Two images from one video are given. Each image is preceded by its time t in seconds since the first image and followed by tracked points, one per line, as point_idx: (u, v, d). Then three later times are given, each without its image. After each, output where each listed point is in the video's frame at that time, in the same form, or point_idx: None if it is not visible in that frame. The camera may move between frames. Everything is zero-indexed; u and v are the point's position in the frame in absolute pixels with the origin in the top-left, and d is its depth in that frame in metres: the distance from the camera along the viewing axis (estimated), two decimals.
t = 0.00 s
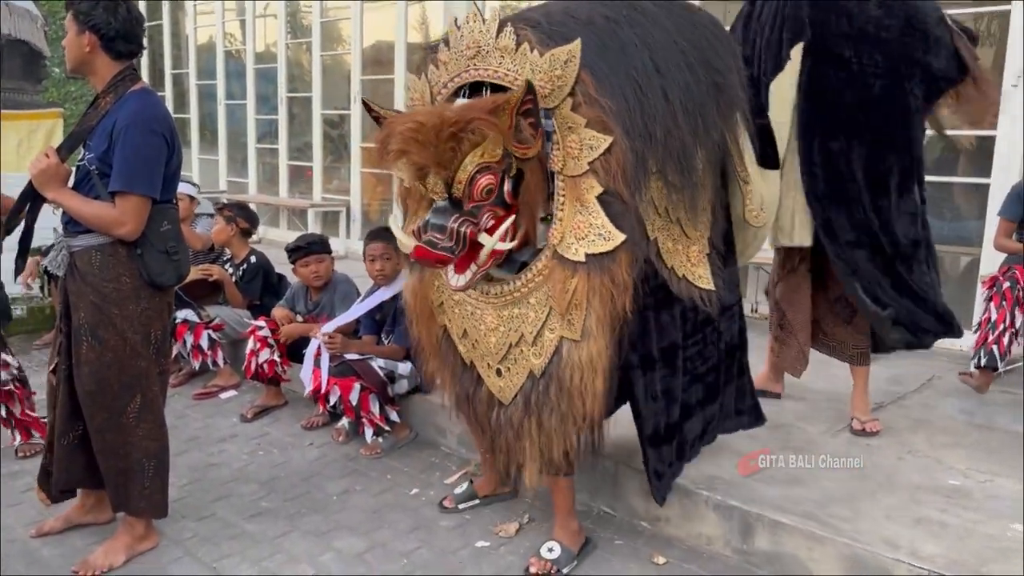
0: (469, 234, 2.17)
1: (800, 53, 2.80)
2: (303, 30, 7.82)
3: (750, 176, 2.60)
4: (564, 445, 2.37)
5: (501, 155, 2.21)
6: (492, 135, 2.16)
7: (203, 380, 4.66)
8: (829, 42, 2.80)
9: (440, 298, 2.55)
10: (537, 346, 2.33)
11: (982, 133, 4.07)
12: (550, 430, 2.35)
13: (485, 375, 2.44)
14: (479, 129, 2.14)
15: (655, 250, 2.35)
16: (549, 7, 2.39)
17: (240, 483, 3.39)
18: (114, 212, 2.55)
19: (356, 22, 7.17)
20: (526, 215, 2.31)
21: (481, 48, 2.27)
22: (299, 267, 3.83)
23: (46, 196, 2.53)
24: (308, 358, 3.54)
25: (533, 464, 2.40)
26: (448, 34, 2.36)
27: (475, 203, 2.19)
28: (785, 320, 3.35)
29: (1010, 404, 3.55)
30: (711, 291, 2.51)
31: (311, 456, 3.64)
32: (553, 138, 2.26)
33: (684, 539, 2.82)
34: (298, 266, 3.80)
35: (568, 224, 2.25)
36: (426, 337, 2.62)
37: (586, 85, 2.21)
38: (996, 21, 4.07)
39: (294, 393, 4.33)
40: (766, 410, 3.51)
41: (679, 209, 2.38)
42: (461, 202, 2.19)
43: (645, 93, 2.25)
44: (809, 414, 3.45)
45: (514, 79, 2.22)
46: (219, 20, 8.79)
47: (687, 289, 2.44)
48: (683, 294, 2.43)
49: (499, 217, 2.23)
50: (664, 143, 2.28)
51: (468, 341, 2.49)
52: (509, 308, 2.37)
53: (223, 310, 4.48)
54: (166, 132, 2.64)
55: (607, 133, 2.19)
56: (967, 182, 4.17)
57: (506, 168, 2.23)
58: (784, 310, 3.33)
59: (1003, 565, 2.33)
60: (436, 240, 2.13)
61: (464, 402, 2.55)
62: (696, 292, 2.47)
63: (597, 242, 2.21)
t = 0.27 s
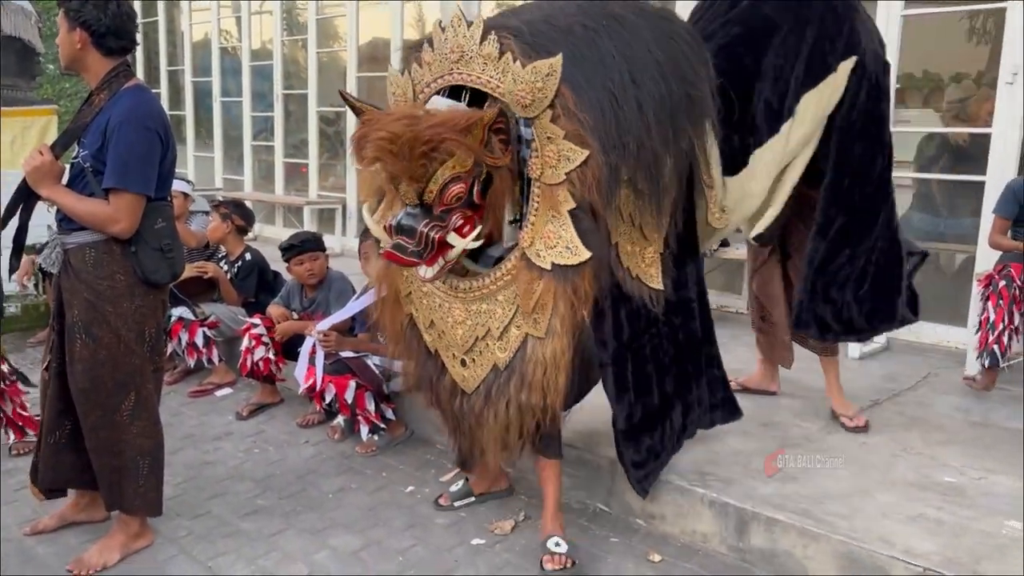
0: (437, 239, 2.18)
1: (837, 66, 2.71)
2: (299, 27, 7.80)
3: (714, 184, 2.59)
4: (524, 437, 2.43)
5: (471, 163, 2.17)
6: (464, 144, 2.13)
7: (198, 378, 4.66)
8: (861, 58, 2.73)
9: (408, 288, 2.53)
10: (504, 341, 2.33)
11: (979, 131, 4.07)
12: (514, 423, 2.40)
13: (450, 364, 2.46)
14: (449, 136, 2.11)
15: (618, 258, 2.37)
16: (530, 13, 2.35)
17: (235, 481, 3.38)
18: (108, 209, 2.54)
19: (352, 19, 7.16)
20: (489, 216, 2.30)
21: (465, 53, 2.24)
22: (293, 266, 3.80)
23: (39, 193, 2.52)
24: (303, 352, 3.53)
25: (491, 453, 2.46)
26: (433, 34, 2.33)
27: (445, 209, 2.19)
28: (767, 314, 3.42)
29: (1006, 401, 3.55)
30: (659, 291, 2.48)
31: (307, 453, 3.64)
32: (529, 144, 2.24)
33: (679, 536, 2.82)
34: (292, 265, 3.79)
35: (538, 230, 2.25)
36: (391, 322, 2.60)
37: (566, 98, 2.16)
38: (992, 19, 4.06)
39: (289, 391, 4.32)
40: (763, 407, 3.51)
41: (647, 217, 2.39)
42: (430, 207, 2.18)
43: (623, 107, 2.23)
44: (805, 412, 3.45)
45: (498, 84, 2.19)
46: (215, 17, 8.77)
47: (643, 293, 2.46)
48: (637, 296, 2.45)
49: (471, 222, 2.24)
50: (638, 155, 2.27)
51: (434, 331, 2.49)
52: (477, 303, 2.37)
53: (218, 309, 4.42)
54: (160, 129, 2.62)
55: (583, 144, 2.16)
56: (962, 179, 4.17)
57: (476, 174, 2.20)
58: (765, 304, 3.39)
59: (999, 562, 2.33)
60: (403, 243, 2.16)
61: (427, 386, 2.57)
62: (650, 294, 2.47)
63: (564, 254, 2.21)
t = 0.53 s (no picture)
0: (403, 234, 2.20)
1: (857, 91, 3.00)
2: (295, 24, 7.79)
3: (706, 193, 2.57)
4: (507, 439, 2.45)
5: (437, 158, 2.19)
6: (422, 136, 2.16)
7: (194, 376, 4.65)
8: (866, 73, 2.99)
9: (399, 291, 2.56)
10: (488, 345, 2.35)
11: (974, 130, 4.08)
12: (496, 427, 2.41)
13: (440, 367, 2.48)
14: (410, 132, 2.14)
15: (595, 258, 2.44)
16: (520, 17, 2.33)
17: (232, 480, 3.38)
18: (103, 207, 2.53)
19: (349, 17, 7.15)
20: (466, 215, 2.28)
21: (445, 62, 2.22)
22: (288, 266, 3.80)
23: (35, 191, 2.52)
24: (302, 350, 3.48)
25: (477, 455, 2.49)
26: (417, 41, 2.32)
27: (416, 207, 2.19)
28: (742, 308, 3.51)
29: (1002, 400, 3.55)
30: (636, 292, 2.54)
31: (303, 452, 3.63)
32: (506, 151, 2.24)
33: (675, 535, 2.82)
34: (287, 265, 3.78)
35: (515, 237, 2.25)
36: (385, 325, 2.63)
37: (536, 107, 2.16)
38: (988, 18, 4.07)
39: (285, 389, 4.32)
40: (759, 406, 3.51)
41: (628, 221, 2.40)
42: (399, 206, 2.20)
43: (598, 111, 2.22)
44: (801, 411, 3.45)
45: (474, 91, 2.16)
46: (212, 15, 8.75)
47: (614, 293, 2.53)
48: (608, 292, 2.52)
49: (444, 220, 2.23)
50: (614, 159, 2.27)
51: (424, 333, 2.52)
52: (462, 307, 2.39)
53: (216, 309, 4.48)
54: (155, 127, 2.62)
55: (555, 153, 2.16)
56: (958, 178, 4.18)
57: (444, 172, 2.20)
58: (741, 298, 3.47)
59: (995, 561, 2.34)
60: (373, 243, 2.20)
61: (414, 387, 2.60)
62: (625, 293, 2.54)
63: (539, 261, 2.22)
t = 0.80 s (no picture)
0: (364, 188, 2.26)
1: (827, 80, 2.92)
2: (293, 23, 7.78)
3: (729, 202, 2.52)
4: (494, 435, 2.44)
5: (410, 116, 2.25)
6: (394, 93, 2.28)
7: (192, 375, 4.65)
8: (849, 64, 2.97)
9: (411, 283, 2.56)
10: (479, 335, 2.36)
11: (970, 129, 4.09)
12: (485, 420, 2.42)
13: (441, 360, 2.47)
14: (383, 88, 2.28)
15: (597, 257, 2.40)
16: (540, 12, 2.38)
17: (230, 479, 3.38)
18: (102, 205, 2.53)
19: (347, 16, 7.15)
20: (438, 185, 2.27)
21: (453, 43, 2.32)
22: (285, 265, 3.81)
23: (33, 190, 2.52)
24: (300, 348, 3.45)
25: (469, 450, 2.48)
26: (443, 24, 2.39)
27: (385, 163, 2.25)
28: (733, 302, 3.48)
29: (999, 399, 3.56)
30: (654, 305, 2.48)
31: (301, 450, 3.64)
32: (501, 135, 2.29)
33: (673, 533, 2.83)
34: (285, 264, 3.79)
35: (504, 223, 2.28)
36: (399, 317, 2.63)
37: (529, 86, 2.20)
38: (985, 18, 4.08)
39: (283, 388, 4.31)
40: (757, 404, 3.52)
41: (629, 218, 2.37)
42: (367, 161, 2.28)
43: (597, 100, 2.23)
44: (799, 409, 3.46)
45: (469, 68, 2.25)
46: (209, 13, 8.74)
47: (624, 301, 2.45)
48: (619, 304, 2.46)
49: (412, 181, 2.26)
50: (613, 151, 2.25)
51: (429, 326, 2.52)
52: (457, 297, 2.40)
53: (212, 306, 4.44)
54: (154, 126, 2.62)
55: (539, 134, 2.19)
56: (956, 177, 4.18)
57: (416, 133, 2.26)
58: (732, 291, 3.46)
59: (991, 558, 2.34)
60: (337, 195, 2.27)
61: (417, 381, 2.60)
62: (637, 302, 2.46)
63: (522, 247, 2.24)
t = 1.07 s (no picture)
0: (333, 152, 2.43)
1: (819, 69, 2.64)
2: (291, 22, 7.79)
3: (753, 224, 2.35)
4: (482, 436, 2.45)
5: (387, 90, 2.37)
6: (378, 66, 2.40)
7: (191, 373, 4.65)
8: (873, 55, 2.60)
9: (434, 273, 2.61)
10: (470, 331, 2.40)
11: (969, 129, 4.10)
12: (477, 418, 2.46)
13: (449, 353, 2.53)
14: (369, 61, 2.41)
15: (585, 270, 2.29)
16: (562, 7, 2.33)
17: (228, 477, 3.38)
18: (102, 204, 2.53)
19: (345, 15, 7.15)
20: (398, 159, 2.35)
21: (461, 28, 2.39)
22: (283, 263, 3.81)
23: (33, 189, 2.52)
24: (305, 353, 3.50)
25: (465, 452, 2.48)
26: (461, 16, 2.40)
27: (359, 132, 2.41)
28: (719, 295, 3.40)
29: (996, 398, 3.57)
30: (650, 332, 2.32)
31: (300, 449, 3.64)
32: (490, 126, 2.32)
33: (671, 531, 2.83)
34: (283, 264, 3.80)
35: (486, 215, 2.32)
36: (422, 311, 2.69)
37: (507, 75, 2.22)
38: (984, 18, 4.10)
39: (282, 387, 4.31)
40: (755, 403, 3.52)
41: (616, 228, 2.27)
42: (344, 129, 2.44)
43: (581, 99, 2.20)
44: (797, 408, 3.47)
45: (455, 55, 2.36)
46: (208, 12, 8.74)
47: (615, 321, 2.34)
48: (609, 323, 2.35)
49: (378, 153, 2.38)
50: (597, 152, 2.21)
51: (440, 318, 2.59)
52: (457, 291, 2.45)
53: (211, 305, 4.47)
54: (154, 125, 2.62)
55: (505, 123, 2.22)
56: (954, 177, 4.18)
57: (391, 107, 2.38)
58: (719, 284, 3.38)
59: (989, 557, 2.35)
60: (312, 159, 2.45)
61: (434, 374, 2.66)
62: (631, 324, 2.33)
63: (498, 234, 2.27)
